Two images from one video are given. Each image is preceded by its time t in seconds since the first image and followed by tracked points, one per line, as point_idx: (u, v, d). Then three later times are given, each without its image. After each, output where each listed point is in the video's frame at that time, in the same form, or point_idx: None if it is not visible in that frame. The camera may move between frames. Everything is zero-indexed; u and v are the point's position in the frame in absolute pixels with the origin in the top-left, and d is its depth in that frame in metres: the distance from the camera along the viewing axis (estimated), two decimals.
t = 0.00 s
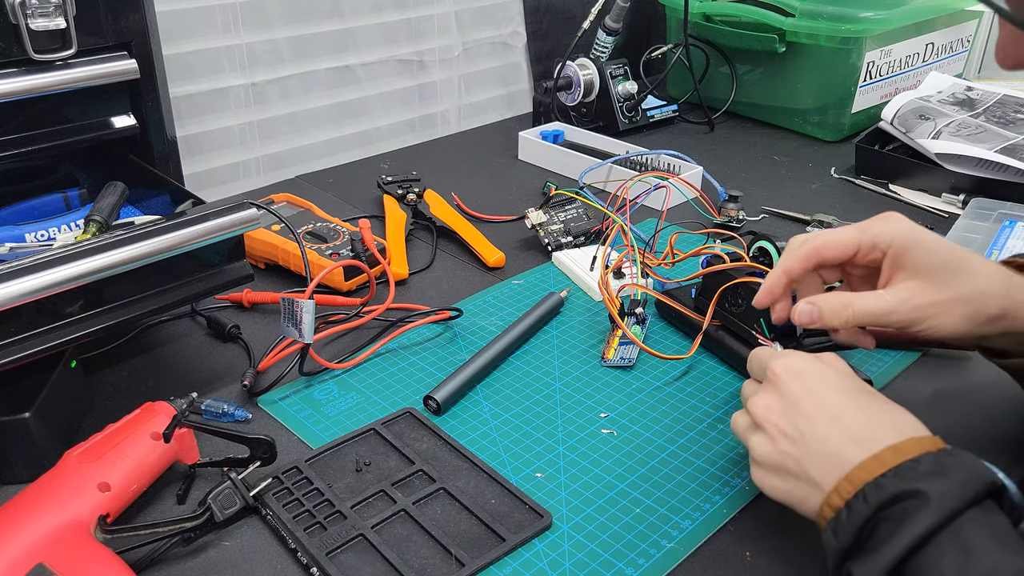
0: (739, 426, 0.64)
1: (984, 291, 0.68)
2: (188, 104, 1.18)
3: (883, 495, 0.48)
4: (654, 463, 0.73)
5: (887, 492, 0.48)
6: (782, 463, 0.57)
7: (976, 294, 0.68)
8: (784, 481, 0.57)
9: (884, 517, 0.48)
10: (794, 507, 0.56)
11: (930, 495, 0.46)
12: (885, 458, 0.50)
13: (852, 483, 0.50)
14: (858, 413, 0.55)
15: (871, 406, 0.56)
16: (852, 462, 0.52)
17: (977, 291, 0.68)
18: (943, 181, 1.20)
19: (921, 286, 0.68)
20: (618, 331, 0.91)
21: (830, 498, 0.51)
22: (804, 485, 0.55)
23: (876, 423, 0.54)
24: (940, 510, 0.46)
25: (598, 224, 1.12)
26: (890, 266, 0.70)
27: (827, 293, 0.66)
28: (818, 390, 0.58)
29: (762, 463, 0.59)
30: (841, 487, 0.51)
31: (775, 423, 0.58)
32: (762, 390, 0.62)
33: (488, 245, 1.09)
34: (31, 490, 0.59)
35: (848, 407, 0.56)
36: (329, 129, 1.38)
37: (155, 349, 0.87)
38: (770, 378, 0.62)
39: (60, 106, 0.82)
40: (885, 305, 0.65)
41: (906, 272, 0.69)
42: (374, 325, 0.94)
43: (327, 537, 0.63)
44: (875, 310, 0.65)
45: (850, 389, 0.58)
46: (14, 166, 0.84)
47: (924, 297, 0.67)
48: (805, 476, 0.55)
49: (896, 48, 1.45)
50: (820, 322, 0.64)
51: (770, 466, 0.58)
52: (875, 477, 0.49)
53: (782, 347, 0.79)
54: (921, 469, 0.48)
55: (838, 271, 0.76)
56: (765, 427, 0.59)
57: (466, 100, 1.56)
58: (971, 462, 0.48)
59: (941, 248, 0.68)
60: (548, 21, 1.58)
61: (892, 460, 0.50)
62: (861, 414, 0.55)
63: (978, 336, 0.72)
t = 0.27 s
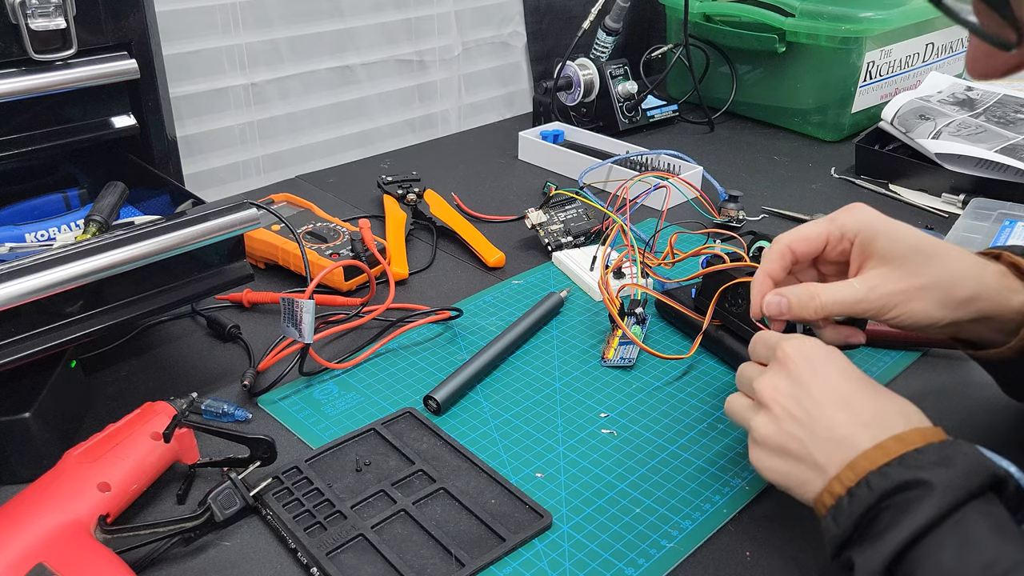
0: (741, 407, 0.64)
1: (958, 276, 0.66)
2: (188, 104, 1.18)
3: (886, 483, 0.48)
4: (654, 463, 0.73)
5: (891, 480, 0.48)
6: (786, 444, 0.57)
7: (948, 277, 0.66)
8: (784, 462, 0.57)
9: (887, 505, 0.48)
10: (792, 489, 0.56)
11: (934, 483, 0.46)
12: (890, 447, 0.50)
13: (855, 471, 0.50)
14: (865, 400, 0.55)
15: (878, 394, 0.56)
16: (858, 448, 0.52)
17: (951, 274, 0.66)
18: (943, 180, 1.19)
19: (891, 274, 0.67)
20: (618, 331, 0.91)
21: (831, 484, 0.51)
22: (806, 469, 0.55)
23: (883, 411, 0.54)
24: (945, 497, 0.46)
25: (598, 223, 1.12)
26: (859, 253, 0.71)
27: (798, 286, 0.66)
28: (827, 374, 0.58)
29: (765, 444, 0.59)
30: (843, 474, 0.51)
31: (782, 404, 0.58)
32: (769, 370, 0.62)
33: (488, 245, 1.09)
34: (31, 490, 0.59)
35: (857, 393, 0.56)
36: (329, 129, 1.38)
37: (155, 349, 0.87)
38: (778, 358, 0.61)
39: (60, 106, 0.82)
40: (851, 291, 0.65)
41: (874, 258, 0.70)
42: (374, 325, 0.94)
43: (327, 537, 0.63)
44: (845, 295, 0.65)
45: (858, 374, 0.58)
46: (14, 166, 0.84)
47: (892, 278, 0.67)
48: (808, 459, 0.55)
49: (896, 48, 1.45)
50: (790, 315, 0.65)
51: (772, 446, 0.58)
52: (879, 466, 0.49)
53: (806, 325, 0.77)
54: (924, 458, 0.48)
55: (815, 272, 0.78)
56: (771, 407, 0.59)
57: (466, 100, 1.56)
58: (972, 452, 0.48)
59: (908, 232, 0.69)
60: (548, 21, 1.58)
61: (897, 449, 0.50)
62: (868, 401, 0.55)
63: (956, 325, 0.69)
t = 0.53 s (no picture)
0: (734, 402, 0.64)
1: (947, 268, 0.67)
2: (188, 104, 1.18)
3: (878, 480, 0.48)
4: (654, 463, 0.73)
5: (882, 476, 0.48)
6: (778, 439, 0.56)
7: (938, 270, 0.66)
8: (776, 458, 0.56)
9: (879, 500, 0.47)
10: (784, 484, 0.56)
11: (926, 481, 0.46)
12: (882, 443, 0.50)
13: (847, 466, 0.50)
14: (859, 397, 0.55)
15: (872, 391, 0.56)
16: (851, 444, 0.52)
17: (941, 266, 0.66)
18: (943, 180, 1.19)
19: (883, 268, 0.67)
20: (618, 331, 0.91)
21: (823, 480, 0.51)
22: (798, 464, 0.55)
23: (877, 408, 0.54)
24: (936, 495, 0.46)
25: (598, 224, 1.12)
26: (847, 249, 0.71)
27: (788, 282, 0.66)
28: (821, 369, 0.58)
29: (757, 438, 0.58)
30: (835, 471, 0.50)
31: (776, 399, 0.58)
32: (762, 364, 0.61)
33: (488, 245, 1.09)
34: (30, 490, 0.59)
35: (851, 389, 0.56)
36: (329, 129, 1.38)
37: (155, 349, 0.87)
38: (772, 353, 0.61)
39: (60, 107, 0.82)
40: (844, 284, 0.64)
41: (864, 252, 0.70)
42: (374, 325, 0.94)
43: (327, 537, 0.63)
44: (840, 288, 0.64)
45: (851, 370, 0.58)
46: (14, 166, 0.84)
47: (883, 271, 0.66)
48: (801, 455, 0.54)
49: (896, 48, 1.45)
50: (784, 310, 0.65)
51: (763, 442, 0.58)
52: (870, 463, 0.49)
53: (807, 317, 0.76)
54: (918, 455, 0.48)
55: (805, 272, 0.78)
56: (764, 402, 0.58)
57: (466, 100, 1.56)
58: (967, 451, 0.48)
59: (896, 227, 0.69)
60: (548, 21, 1.58)
61: (890, 446, 0.50)
62: (862, 398, 0.55)
63: (948, 317, 0.69)
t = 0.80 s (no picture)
0: (733, 402, 0.64)
1: (948, 265, 0.67)
2: (188, 104, 1.18)
3: (877, 483, 0.48)
4: (654, 463, 0.73)
5: (882, 480, 0.48)
6: (778, 441, 0.56)
7: (939, 267, 0.66)
8: (776, 460, 0.57)
9: (878, 504, 0.48)
10: (784, 487, 0.56)
11: (925, 484, 0.46)
12: (882, 446, 0.50)
13: (847, 470, 0.50)
14: (859, 398, 0.55)
15: (872, 391, 0.56)
16: (851, 446, 0.52)
17: (942, 264, 0.67)
18: (943, 180, 1.19)
19: (884, 266, 0.67)
20: (618, 331, 0.91)
21: (822, 483, 0.51)
22: (798, 466, 0.55)
23: (876, 410, 0.54)
24: (935, 498, 0.46)
25: (598, 223, 1.12)
26: (851, 251, 0.72)
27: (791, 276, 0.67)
28: (821, 371, 0.58)
29: (757, 440, 0.58)
30: (835, 474, 0.50)
31: (775, 400, 0.58)
32: (762, 366, 0.62)
33: (488, 245, 1.09)
34: (30, 490, 0.59)
35: (851, 390, 0.56)
36: (329, 129, 1.38)
37: (155, 349, 0.87)
38: (772, 354, 0.61)
39: (60, 107, 0.82)
40: (844, 278, 0.65)
41: (867, 253, 0.70)
42: (374, 325, 0.94)
43: (327, 537, 0.63)
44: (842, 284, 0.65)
45: (852, 372, 0.58)
46: (14, 166, 0.84)
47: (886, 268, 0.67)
48: (801, 457, 0.54)
49: (896, 48, 1.45)
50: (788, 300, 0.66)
51: (763, 443, 0.58)
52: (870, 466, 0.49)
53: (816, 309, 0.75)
54: (918, 458, 0.48)
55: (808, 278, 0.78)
56: (764, 403, 0.59)
57: (466, 100, 1.56)
58: (968, 453, 0.48)
59: (898, 230, 0.70)
60: (548, 21, 1.58)
61: (889, 448, 0.49)
62: (862, 399, 0.55)
63: (950, 317, 0.69)
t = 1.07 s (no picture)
0: (735, 399, 0.63)
1: (950, 263, 0.67)
2: (188, 104, 1.18)
3: (881, 484, 0.48)
4: (654, 463, 0.73)
5: (885, 481, 0.48)
6: (782, 440, 0.56)
7: (941, 264, 0.66)
8: (779, 459, 0.56)
9: (881, 505, 0.47)
10: (786, 486, 0.56)
11: (929, 485, 0.46)
12: (885, 446, 0.50)
13: (851, 470, 0.50)
14: (864, 398, 0.55)
15: (876, 392, 0.56)
16: (856, 446, 0.52)
17: (944, 261, 0.67)
18: (943, 180, 1.19)
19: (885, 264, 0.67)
20: (618, 331, 0.91)
21: (826, 484, 0.51)
22: (802, 465, 0.55)
23: (882, 410, 0.54)
24: (939, 499, 0.46)
25: (598, 224, 1.12)
26: (854, 248, 0.72)
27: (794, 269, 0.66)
28: (825, 370, 0.58)
29: (760, 439, 0.58)
30: (839, 474, 0.50)
31: (779, 398, 0.58)
32: (767, 365, 0.62)
33: (488, 245, 1.09)
34: (30, 490, 0.59)
35: (855, 390, 0.56)
36: (329, 129, 1.38)
37: (155, 349, 0.87)
38: (777, 352, 0.61)
39: (60, 107, 0.82)
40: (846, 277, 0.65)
41: (870, 251, 0.70)
42: (374, 325, 0.94)
43: (327, 537, 0.63)
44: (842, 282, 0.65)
45: (857, 372, 0.58)
46: (14, 166, 0.84)
47: (887, 267, 0.67)
48: (805, 456, 0.54)
49: (896, 48, 1.45)
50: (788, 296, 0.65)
51: (767, 442, 0.58)
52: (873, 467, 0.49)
53: (817, 308, 0.78)
54: (921, 459, 0.48)
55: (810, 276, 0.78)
56: (769, 401, 0.58)
57: (466, 100, 1.56)
58: (971, 454, 0.48)
59: (898, 226, 0.70)
60: (548, 21, 1.58)
61: (893, 449, 0.49)
62: (867, 399, 0.55)
63: (952, 316, 0.69)
